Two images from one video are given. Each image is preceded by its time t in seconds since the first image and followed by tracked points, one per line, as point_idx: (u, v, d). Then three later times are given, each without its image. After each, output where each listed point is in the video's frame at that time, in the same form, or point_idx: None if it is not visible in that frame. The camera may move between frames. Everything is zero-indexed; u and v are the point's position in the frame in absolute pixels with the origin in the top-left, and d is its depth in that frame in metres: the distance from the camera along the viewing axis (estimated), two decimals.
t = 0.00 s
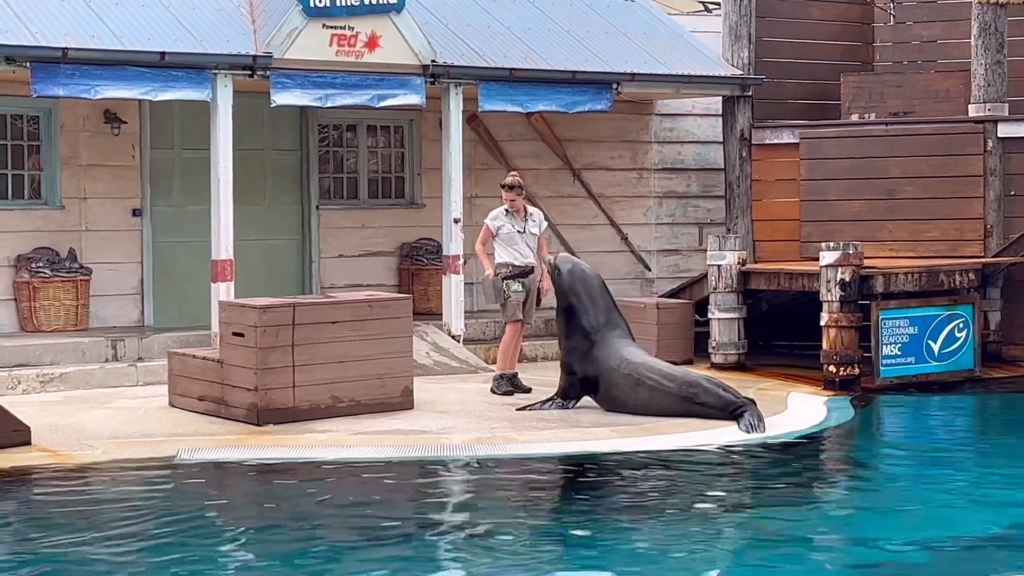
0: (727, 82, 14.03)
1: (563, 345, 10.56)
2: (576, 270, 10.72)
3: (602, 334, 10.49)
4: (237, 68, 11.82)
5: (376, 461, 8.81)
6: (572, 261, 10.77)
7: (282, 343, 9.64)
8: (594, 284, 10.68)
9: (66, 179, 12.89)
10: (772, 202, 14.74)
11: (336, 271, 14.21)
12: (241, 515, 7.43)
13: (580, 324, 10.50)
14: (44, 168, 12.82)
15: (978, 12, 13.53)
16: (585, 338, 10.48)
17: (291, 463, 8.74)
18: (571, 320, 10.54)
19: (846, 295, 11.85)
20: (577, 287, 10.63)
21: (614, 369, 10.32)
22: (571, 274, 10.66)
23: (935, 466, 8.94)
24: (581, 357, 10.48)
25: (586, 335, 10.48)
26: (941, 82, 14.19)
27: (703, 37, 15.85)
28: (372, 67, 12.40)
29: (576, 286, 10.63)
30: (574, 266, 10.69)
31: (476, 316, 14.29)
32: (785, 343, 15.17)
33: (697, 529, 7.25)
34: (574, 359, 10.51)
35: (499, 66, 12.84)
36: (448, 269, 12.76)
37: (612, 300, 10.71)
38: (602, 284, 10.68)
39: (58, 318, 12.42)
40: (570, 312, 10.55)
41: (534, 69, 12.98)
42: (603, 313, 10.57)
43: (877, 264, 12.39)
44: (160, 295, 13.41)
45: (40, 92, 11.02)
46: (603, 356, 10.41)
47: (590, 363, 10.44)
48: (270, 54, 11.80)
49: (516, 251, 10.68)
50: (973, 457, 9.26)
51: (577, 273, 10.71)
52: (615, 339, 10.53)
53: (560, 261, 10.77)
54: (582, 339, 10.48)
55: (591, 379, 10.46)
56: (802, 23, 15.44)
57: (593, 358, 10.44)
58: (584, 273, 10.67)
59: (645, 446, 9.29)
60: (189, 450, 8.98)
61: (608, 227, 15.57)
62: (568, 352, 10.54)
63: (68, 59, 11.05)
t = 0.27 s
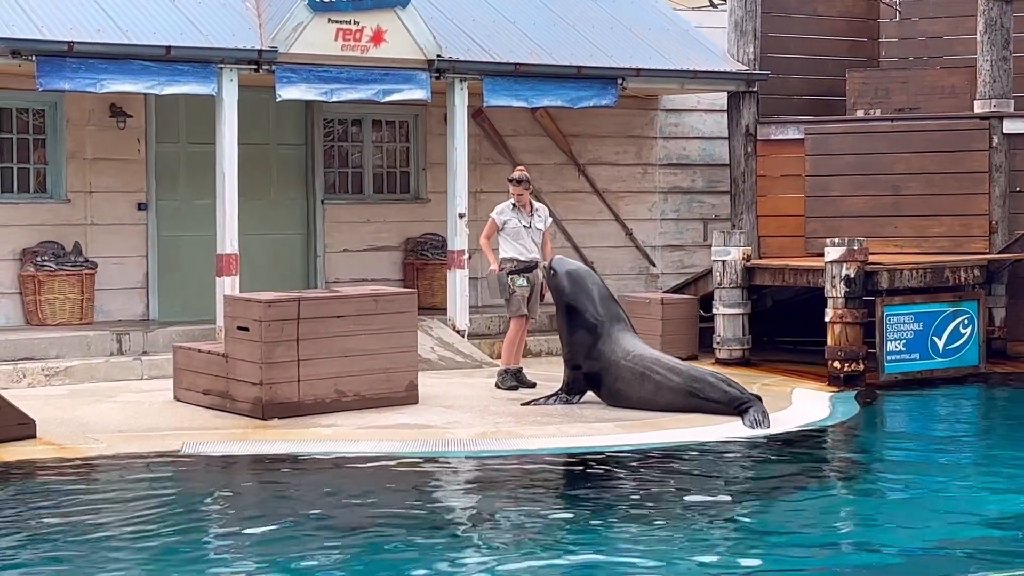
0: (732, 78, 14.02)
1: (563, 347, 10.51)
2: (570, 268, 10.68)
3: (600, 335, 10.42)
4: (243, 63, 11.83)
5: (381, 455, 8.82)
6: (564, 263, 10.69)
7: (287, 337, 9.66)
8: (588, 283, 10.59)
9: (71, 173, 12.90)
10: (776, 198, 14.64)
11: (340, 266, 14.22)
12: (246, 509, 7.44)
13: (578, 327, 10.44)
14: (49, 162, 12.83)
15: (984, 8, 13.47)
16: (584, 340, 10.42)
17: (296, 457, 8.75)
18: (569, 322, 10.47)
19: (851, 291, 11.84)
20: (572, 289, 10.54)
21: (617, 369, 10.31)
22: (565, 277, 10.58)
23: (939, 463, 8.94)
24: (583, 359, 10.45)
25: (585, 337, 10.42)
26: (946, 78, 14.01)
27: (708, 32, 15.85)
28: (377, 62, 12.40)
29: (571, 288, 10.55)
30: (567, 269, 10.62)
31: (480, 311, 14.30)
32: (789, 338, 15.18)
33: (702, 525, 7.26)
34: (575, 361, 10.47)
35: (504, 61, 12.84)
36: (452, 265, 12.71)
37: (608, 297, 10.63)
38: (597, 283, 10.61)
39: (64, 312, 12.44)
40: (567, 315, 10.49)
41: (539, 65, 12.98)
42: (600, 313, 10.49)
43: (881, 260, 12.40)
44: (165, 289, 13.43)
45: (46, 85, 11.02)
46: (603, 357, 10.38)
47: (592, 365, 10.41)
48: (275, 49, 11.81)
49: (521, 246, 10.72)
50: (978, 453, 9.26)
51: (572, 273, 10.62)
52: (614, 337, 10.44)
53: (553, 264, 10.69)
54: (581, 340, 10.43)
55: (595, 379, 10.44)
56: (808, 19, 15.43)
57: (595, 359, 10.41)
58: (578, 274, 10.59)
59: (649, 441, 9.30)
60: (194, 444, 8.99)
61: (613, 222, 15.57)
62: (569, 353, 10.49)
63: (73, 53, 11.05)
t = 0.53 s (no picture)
0: (736, 76, 14.02)
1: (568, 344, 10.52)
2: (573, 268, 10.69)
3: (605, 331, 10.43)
4: (247, 60, 11.82)
5: (384, 453, 8.82)
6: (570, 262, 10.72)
7: (291, 334, 9.66)
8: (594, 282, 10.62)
9: (76, 169, 12.91)
10: (780, 196, 14.63)
11: (344, 264, 14.22)
12: (249, 505, 7.45)
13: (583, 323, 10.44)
14: (54, 158, 12.84)
15: (990, 8, 13.52)
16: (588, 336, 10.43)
17: (300, 454, 8.76)
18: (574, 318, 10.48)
19: (855, 290, 11.84)
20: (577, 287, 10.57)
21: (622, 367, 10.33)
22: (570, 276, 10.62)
23: (943, 462, 8.93)
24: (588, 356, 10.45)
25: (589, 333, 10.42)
26: (952, 77, 14.04)
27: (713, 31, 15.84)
28: (381, 60, 12.40)
29: (576, 285, 10.58)
30: (572, 268, 10.65)
31: (484, 309, 14.30)
32: (793, 337, 15.17)
33: (705, 523, 7.26)
34: (580, 357, 10.48)
35: (509, 59, 12.83)
36: (456, 262, 12.76)
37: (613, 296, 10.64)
38: (602, 282, 10.64)
39: (68, 309, 12.45)
40: (571, 312, 10.50)
41: (544, 63, 12.97)
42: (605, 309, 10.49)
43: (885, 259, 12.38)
44: (170, 286, 13.44)
45: (50, 82, 11.03)
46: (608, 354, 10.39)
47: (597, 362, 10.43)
48: (280, 46, 11.81)
49: (524, 243, 10.74)
50: (981, 452, 9.26)
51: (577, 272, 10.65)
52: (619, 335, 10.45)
53: (560, 263, 10.72)
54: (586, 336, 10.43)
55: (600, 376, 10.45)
56: (813, 18, 15.41)
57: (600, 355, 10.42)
58: (583, 273, 10.63)
59: (652, 439, 9.30)
60: (198, 441, 9.00)
61: (617, 220, 15.56)
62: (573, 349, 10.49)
63: (78, 49, 11.06)
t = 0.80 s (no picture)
0: (738, 78, 14.00)
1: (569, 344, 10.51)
2: (572, 269, 10.69)
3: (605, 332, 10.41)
4: (249, 60, 11.82)
5: (385, 453, 8.82)
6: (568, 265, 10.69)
7: (292, 334, 9.65)
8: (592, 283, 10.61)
9: (78, 169, 12.90)
10: (782, 197, 14.69)
11: (346, 264, 14.22)
12: (250, 506, 7.44)
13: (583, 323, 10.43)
14: (56, 158, 12.84)
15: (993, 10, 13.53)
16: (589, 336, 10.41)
17: (300, 455, 8.75)
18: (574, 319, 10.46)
19: (857, 292, 11.82)
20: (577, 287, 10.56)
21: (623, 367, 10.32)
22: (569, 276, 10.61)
23: (945, 463, 8.91)
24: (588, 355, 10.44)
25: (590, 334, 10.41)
26: (954, 78, 14.08)
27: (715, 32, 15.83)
28: (383, 60, 12.39)
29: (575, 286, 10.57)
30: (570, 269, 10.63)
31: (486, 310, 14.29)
32: (795, 339, 15.15)
33: (705, 524, 7.24)
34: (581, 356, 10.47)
35: (511, 60, 12.82)
36: (459, 263, 12.75)
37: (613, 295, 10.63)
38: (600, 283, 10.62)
39: (70, 308, 12.45)
40: (572, 312, 10.48)
41: (546, 64, 12.96)
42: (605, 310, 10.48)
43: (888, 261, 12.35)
44: (172, 286, 13.44)
45: (53, 81, 11.03)
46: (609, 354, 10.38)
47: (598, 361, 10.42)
48: (282, 46, 11.81)
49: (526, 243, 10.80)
50: (983, 454, 9.24)
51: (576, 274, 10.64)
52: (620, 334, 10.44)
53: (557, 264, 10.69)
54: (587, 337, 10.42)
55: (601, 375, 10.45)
56: (815, 19, 15.40)
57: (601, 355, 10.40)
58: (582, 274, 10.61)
59: (653, 440, 9.29)
60: (199, 441, 8.99)
61: (619, 221, 15.55)
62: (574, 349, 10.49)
63: (80, 49, 11.06)
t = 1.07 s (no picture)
0: (739, 82, 14.02)
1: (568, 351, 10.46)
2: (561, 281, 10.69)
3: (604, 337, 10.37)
4: (250, 63, 11.85)
5: (385, 456, 8.82)
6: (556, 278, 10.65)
7: (293, 337, 9.65)
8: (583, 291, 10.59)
9: (79, 171, 12.91)
10: (782, 202, 14.79)
11: (347, 267, 14.22)
12: (249, 508, 7.45)
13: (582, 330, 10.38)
14: (57, 160, 12.85)
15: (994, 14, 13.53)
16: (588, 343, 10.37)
17: (300, 457, 8.75)
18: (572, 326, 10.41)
19: (857, 295, 11.83)
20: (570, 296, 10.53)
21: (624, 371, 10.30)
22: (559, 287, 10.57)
23: (944, 468, 8.92)
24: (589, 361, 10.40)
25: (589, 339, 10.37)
26: (955, 83, 14.13)
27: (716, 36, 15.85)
28: (384, 63, 12.40)
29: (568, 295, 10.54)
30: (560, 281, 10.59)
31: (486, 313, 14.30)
32: (794, 342, 15.15)
33: (705, 528, 7.25)
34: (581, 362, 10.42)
35: (512, 63, 12.84)
36: (460, 265, 12.75)
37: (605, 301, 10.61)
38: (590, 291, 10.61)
39: (70, 311, 12.46)
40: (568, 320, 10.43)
41: (547, 67, 12.98)
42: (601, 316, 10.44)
43: (889, 265, 12.34)
44: (172, 288, 13.45)
45: (54, 84, 11.04)
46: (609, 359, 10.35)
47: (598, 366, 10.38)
48: (283, 49, 11.81)
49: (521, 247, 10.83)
50: (983, 458, 9.24)
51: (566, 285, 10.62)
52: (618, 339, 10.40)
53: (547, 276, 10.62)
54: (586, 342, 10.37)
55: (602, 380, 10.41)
56: (816, 23, 15.41)
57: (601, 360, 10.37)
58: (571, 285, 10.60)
59: (653, 444, 9.29)
60: (199, 444, 9.00)
61: (619, 225, 15.56)
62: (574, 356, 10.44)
63: (81, 52, 11.07)
